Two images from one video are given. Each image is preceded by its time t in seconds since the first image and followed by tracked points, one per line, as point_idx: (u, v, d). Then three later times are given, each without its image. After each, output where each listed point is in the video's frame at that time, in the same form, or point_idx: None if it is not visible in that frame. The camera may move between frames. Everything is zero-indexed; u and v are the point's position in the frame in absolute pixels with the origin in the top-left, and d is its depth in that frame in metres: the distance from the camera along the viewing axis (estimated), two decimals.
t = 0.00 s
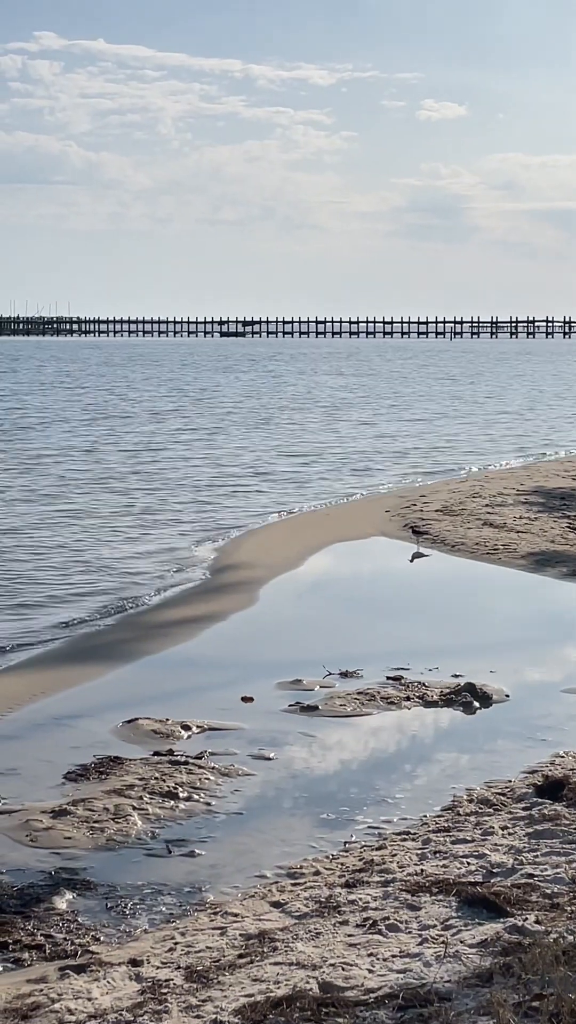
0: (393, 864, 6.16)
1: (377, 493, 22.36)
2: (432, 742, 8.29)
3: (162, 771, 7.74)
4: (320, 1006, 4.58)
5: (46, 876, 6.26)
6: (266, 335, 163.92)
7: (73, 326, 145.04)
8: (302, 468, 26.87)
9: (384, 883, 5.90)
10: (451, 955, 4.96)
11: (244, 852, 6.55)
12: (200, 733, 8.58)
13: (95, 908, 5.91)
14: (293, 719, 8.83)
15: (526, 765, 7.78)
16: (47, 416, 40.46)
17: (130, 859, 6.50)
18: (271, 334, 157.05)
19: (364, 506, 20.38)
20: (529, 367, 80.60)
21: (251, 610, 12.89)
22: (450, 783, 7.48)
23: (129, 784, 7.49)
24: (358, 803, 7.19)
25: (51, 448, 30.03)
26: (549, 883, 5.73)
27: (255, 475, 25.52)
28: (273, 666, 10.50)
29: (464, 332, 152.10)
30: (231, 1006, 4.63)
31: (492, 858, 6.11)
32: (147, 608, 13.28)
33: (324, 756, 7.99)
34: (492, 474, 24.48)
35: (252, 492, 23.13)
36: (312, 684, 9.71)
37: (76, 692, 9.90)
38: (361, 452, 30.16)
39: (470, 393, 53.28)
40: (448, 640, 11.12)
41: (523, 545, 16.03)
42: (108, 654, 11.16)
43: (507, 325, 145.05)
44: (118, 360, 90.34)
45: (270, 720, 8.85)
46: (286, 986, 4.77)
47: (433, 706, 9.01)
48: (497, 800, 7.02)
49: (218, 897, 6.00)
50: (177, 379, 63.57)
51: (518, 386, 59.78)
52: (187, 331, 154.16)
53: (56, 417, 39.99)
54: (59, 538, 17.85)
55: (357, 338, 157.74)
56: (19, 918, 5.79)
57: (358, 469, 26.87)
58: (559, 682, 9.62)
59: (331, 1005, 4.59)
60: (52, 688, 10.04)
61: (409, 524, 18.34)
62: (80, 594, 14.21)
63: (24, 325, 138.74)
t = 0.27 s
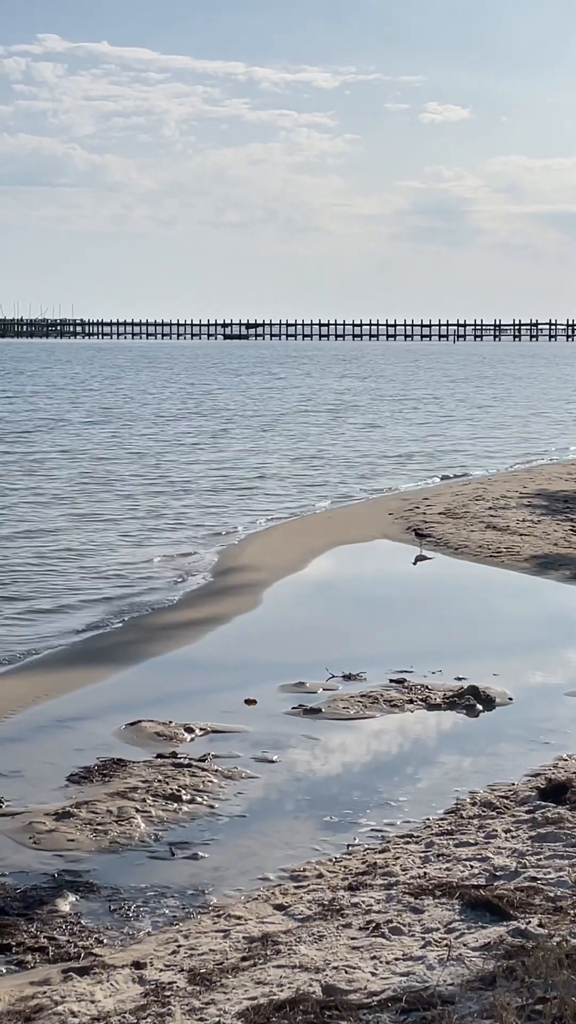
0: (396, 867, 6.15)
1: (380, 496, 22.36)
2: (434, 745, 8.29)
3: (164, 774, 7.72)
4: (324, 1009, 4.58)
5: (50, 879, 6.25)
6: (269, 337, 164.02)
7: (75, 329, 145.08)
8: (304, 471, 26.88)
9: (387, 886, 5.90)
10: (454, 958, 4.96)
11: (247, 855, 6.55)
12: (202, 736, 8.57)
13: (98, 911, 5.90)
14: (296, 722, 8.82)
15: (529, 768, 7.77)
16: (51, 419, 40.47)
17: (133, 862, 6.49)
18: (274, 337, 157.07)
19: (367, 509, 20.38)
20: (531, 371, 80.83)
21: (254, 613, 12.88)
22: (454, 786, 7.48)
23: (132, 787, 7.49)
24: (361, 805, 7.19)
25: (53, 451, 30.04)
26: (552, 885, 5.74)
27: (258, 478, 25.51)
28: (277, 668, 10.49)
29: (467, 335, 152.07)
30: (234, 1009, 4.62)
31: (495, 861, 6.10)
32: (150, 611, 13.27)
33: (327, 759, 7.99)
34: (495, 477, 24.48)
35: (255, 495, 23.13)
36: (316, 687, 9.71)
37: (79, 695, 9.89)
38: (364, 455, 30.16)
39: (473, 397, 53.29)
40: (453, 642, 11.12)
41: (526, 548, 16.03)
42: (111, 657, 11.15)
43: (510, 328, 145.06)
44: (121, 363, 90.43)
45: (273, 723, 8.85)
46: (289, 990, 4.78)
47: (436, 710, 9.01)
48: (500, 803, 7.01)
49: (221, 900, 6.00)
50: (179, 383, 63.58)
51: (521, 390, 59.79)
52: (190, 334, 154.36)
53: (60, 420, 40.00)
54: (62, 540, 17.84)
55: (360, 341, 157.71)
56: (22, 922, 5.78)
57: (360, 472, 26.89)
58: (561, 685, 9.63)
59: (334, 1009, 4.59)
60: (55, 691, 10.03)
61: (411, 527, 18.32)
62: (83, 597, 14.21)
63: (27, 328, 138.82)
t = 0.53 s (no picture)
0: (399, 869, 6.15)
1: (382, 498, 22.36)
2: (437, 747, 8.28)
3: (167, 775, 7.74)
4: (325, 1011, 4.58)
5: (52, 880, 6.26)
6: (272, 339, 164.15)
7: (78, 330, 145.19)
8: (307, 472, 26.91)
9: (390, 888, 5.90)
10: (456, 960, 4.96)
11: (249, 857, 6.55)
12: (204, 736, 8.58)
13: (100, 912, 5.91)
14: (298, 724, 8.82)
15: (531, 770, 7.76)
16: (54, 419, 40.51)
17: (135, 863, 6.50)
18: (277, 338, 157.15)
19: (369, 511, 20.40)
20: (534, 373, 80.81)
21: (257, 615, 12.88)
22: (456, 788, 7.48)
23: (135, 788, 7.50)
24: (364, 807, 7.20)
25: (57, 451, 30.09)
26: (555, 887, 5.73)
27: (260, 479, 25.52)
28: (279, 670, 10.48)
29: (470, 337, 152.07)
30: (236, 1010, 4.63)
31: (498, 864, 6.10)
32: (153, 612, 13.28)
33: (329, 761, 8.00)
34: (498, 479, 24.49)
35: (257, 496, 23.15)
36: (318, 688, 9.73)
37: (82, 695, 9.93)
38: (367, 456, 30.20)
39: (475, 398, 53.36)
40: (455, 644, 11.11)
41: (528, 551, 16.01)
42: (114, 657, 11.20)
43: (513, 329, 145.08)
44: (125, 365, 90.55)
45: (275, 724, 8.86)
46: (291, 991, 4.78)
47: (438, 712, 9.01)
48: (503, 806, 7.01)
49: (223, 901, 6.01)
50: (181, 384, 63.69)
51: (523, 391, 59.85)
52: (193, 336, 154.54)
53: (63, 421, 40.03)
54: (64, 541, 17.86)
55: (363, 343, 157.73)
56: (24, 922, 5.78)
57: (363, 473, 26.91)
58: (563, 687, 9.63)
59: (336, 1011, 4.59)
60: (58, 691, 10.07)
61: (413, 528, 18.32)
62: (86, 598, 14.22)
63: (30, 329, 138.95)
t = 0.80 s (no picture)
0: (400, 871, 6.14)
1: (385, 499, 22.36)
2: (438, 749, 8.27)
3: (168, 775, 7.75)
4: (326, 1013, 4.57)
5: (53, 880, 6.27)
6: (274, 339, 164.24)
7: (81, 330, 145.21)
8: (310, 473, 26.93)
9: (391, 891, 5.89)
10: (458, 963, 4.95)
11: (250, 858, 6.56)
12: (206, 737, 8.60)
13: (102, 913, 5.92)
14: (300, 725, 8.83)
15: (533, 772, 7.75)
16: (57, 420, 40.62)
17: (136, 863, 6.51)
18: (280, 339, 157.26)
19: (372, 512, 20.40)
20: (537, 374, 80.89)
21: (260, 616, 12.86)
22: (458, 790, 7.47)
23: (136, 788, 7.51)
24: (366, 809, 7.18)
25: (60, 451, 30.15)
26: (557, 890, 5.72)
27: (263, 480, 25.54)
28: (282, 672, 10.47)
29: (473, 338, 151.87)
30: (237, 1012, 4.63)
31: (500, 866, 6.09)
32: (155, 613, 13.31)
33: (330, 763, 7.99)
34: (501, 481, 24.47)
35: (260, 496, 23.18)
36: (320, 689, 9.75)
37: (84, 695, 9.96)
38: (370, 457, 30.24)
39: (478, 400, 53.36)
40: (460, 647, 11.08)
41: (531, 552, 15.99)
42: (117, 657, 11.24)
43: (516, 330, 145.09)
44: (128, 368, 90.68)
45: (277, 725, 8.86)
46: (292, 993, 4.77)
47: (440, 713, 9.01)
48: (504, 808, 7.00)
49: (224, 902, 6.01)
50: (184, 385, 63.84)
51: (527, 393, 59.87)
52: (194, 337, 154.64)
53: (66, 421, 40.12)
54: (67, 542, 17.90)
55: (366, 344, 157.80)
56: (26, 922, 5.80)
57: (366, 474, 26.92)
58: (566, 689, 9.62)
59: (337, 1012, 4.59)
60: (61, 691, 10.09)
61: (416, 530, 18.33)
62: (88, 599, 14.25)
63: (32, 329, 138.97)
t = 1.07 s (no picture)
0: (402, 873, 6.14)
1: (387, 500, 22.38)
2: (440, 750, 8.28)
3: (169, 776, 7.76)
4: (327, 1014, 4.57)
5: (55, 880, 6.28)
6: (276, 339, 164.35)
7: (83, 331, 145.37)
8: (312, 474, 26.95)
9: (392, 892, 5.89)
10: (459, 964, 4.95)
11: (251, 858, 6.56)
12: (208, 737, 8.61)
13: (103, 913, 5.93)
14: (301, 726, 8.84)
15: (534, 773, 7.75)
16: (58, 420, 40.69)
17: (138, 863, 6.52)
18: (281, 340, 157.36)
19: (373, 512, 20.41)
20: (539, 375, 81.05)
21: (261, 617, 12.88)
22: (459, 791, 7.47)
23: (138, 789, 7.52)
24: (366, 811, 7.18)
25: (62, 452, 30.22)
26: (557, 892, 5.72)
27: (265, 481, 25.57)
28: (283, 672, 10.48)
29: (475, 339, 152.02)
30: (237, 1013, 4.63)
31: (500, 868, 6.09)
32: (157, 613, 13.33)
33: (331, 764, 7.99)
34: (503, 481, 24.47)
35: (261, 497, 23.21)
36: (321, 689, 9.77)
37: (87, 695, 9.98)
38: (371, 458, 30.28)
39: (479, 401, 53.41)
40: (462, 647, 11.11)
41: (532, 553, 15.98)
42: (119, 657, 11.26)
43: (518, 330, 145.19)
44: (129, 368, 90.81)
45: (278, 726, 8.86)
46: (293, 995, 4.77)
47: (442, 714, 9.01)
48: (505, 809, 7.00)
49: (226, 902, 6.02)
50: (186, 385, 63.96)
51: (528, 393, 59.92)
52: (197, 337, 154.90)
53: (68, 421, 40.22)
54: (69, 542, 17.93)
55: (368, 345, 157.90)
56: (27, 922, 5.80)
57: (368, 475, 26.95)
58: (568, 690, 9.62)
59: (338, 1014, 4.58)
60: (63, 691, 10.11)
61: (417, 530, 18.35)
62: (90, 599, 14.28)
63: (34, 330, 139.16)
